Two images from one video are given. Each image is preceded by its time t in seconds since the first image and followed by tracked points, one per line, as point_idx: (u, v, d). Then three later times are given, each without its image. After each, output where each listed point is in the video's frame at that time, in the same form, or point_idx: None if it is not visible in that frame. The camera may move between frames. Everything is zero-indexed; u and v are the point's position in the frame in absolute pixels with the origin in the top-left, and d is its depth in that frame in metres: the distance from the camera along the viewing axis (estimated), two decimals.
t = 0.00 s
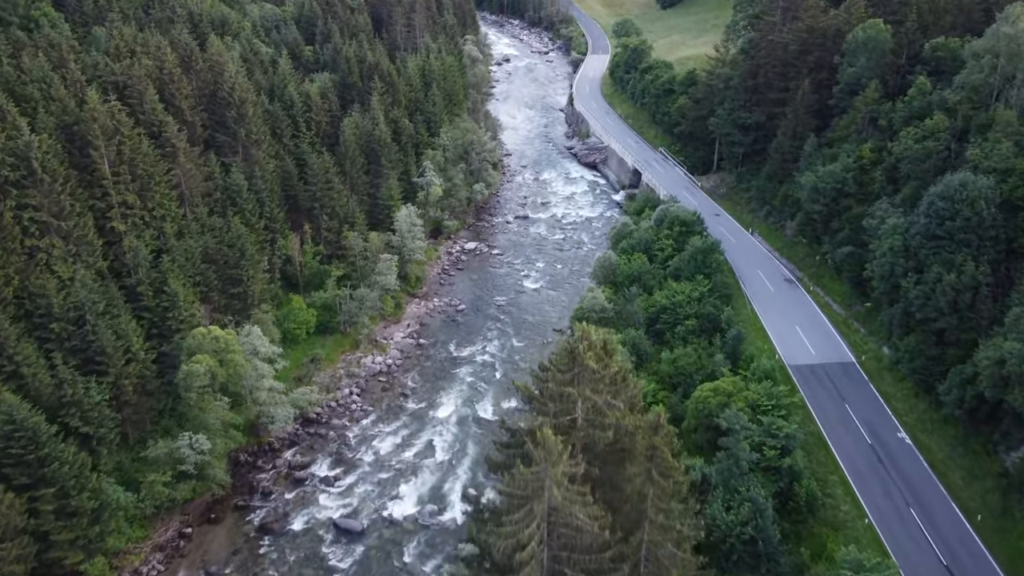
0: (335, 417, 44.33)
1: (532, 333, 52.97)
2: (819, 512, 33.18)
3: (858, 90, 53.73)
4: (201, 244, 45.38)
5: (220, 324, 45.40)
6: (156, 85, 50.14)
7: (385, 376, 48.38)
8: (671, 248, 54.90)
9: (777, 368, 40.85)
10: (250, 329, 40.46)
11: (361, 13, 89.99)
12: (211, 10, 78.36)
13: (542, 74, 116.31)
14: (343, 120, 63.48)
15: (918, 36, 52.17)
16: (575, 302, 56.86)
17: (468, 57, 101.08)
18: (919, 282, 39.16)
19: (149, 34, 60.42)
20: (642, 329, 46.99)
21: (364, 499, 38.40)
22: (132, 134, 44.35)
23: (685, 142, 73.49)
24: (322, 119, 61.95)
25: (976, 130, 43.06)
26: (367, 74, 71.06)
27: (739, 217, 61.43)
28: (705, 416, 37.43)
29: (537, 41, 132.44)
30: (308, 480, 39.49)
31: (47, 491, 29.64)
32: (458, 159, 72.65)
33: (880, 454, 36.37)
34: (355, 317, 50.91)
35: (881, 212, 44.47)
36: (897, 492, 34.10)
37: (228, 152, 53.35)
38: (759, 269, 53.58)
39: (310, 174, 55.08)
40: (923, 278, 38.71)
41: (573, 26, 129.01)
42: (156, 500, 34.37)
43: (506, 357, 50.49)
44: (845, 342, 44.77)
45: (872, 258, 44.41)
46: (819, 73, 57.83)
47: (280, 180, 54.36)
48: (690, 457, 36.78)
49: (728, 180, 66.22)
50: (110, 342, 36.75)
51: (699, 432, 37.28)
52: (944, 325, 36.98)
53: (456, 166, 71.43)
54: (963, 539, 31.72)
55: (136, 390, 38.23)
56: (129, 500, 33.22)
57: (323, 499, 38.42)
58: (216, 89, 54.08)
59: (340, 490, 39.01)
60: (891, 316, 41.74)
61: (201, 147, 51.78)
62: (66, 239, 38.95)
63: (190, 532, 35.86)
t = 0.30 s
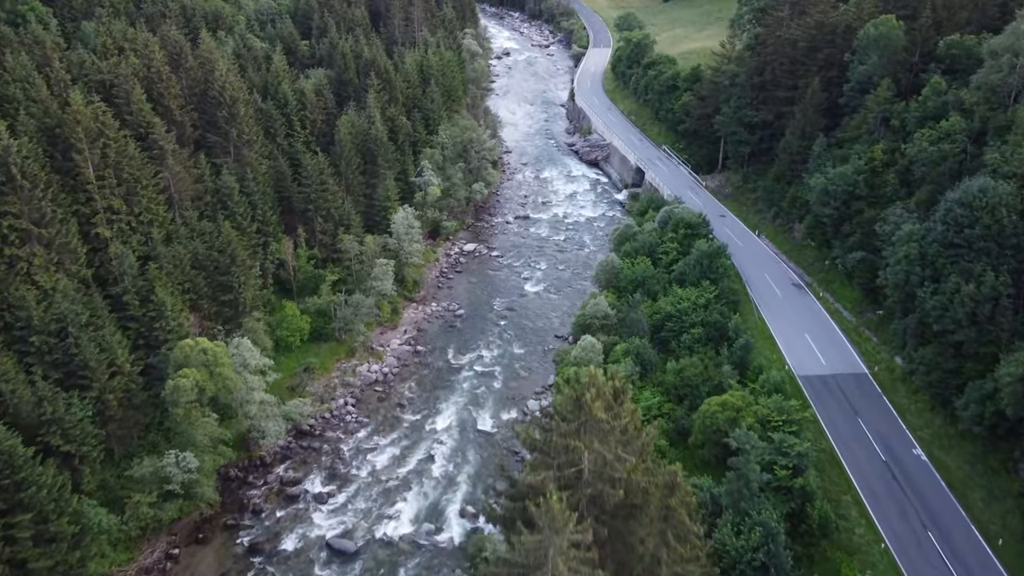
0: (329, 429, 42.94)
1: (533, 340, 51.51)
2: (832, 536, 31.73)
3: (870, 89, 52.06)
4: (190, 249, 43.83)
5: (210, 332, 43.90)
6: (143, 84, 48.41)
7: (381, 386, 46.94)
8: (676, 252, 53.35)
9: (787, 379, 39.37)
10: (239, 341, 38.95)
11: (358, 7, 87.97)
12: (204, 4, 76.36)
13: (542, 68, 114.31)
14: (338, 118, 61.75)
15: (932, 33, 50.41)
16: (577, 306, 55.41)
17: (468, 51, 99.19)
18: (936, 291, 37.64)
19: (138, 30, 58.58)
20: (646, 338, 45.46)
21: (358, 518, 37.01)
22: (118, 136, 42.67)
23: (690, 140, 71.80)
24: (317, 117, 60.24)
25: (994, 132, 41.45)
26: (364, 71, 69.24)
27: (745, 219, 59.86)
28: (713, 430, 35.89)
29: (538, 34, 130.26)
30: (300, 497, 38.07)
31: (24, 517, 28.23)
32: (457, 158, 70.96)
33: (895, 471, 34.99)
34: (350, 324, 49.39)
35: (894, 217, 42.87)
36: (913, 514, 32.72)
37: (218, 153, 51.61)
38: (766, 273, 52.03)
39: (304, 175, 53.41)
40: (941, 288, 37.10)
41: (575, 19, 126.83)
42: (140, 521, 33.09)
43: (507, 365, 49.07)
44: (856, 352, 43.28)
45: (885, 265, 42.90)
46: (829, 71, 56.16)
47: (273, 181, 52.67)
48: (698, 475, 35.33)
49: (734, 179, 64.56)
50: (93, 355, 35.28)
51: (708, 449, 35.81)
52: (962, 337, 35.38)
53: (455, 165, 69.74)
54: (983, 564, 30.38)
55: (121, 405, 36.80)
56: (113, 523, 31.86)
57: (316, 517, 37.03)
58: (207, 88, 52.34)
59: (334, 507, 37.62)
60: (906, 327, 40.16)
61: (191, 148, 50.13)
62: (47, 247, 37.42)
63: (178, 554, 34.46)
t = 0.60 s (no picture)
0: (323, 442, 41.58)
1: (534, 348, 50.10)
2: (847, 562, 30.32)
3: (882, 88, 50.39)
4: (179, 256, 42.28)
5: (199, 341, 42.41)
6: (130, 83, 46.69)
7: (378, 396, 45.55)
8: (681, 256, 51.80)
9: (797, 394, 37.93)
10: (227, 354, 37.46)
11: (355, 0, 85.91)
12: None
13: (543, 62, 112.36)
14: (333, 117, 60.04)
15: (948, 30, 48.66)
16: (579, 312, 53.92)
17: (467, 46, 97.22)
18: (953, 303, 36.13)
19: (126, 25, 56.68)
20: (651, 348, 43.99)
21: (352, 538, 35.65)
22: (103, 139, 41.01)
23: (694, 138, 70.15)
24: (312, 116, 58.53)
25: (1014, 136, 39.84)
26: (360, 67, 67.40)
27: (751, 222, 58.33)
28: (722, 448, 34.35)
29: (538, 27, 128.17)
30: (292, 516, 36.71)
31: None
32: (456, 156, 69.28)
33: (910, 491, 33.63)
34: (345, 331, 47.93)
35: (909, 223, 41.28)
36: (931, 537, 31.37)
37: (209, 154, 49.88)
38: (774, 278, 50.54)
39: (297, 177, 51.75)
40: (960, 300, 35.54)
41: (576, 12, 124.76)
42: (124, 545, 31.73)
43: (507, 373, 47.65)
44: (868, 363, 41.85)
45: (899, 273, 41.38)
46: (839, 68, 54.44)
47: (266, 184, 51.03)
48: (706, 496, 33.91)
49: (740, 180, 62.95)
50: (75, 369, 33.84)
51: (716, 467, 34.40)
52: (981, 352, 33.69)
53: (454, 163, 68.04)
54: None
55: (105, 420, 35.41)
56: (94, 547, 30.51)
57: (309, 537, 35.66)
58: (197, 86, 50.57)
59: (327, 526, 36.24)
60: (921, 338, 38.68)
61: (180, 149, 48.47)
62: (28, 256, 35.87)
63: None
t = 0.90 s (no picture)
0: (316, 458, 40.23)
1: (534, 356, 48.66)
2: None
3: (895, 88, 48.72)
4: (167, 265, 40.70)
5: (188, 353, 40.87)
6: (117, 83, 45.02)
7: (374, 408, 44.17)
8: (686, 261, 50.26)
9: (809, 410, 36.49)
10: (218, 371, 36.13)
11: None
12: None
13: (544, 57, 110.37)
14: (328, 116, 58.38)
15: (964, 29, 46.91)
16: (581, 318, 52.47)
17: (467, 40, 95.27)
18: (973, 317, 34.64)
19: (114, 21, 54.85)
20: (656, 359, 42.55)
21: (346, 560, 34.29)
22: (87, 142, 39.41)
23: (699, 137, 68.48)
24: (307, 115, 56.85)
25: None
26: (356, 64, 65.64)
27: (758, 225, 56.77)
28: (731, 468, 32.92)
29: (539, 20, 126.09)
30: (284, 537, 35.37)
31: None
32: (455, 155, 67.65)
33: (928, 514, 32.23)
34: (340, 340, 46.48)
35: (925, 231, 39.74)
36: (951, 564, 29.99)
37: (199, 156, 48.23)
38: (783, 285, 49.02)
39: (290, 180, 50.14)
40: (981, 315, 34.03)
41: (577, 5, 122.65)
42: (107, 572, 30.19)
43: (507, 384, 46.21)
44: (881, 376, 40.39)
45: (914, 283, 39.87)
46: (851, 67, 52.70)
47: (258, 187, 49.44)
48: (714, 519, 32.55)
49: (746, 180, 61.33)
50: (56, 386, 32.39)
51: (725, 488, 33.01)
52: (1003, 369, 32.12)
53: (453, 163, 66.41)
54: None
55: (88, 438, 33.99)
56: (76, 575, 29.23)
57: (301, 559, 34.32)
58: (186, 86, 48.88)
59: (320, 548, 34.88)
60: (938, 352, 37.18)
61: (169, 152, 46.84)
62: (7, 267, 34.17)
63: None
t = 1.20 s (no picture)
0: (309, 475, 38.88)
1: (535, 367, 47.21)
2: None
3: (909, 90, 47.06)
4: (155, 274, 39.05)
5: (176, 367, 39.41)
6: (102, 85, 43.37)
7: (369, 422, 42.75)
8: (692, 268, 48.74)
9: (821, 429, 35.07)
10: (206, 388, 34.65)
11: None
12: None
13: (545, 51, 108.47)
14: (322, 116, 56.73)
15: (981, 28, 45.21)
16: (583, 327, 51.02)
17: (466, 35, 93.37)
18: (994, 334, 33.12)
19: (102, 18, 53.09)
20: (661, 372, 41.09)
21: None
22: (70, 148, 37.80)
23: (704, 136, 66.79)
24: (301, 115, 55.21)
25: None
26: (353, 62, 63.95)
27: (765, 229, 55.18)
28: (740, 491, 31.50)
29: (540, 14, 124.14)
30: (274, 561, 34.03)
31: None
32: (455, 156, 66.05)
33: (947, 541, 30.83)
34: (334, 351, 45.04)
35: (942, 241, 38.18)
36: None
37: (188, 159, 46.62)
38: (791, 293, 47.49)
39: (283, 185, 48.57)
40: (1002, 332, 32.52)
41: None
42: None
43: (507, 396, 44.77)
44: (895, 391, 38.91)
45: (931, 295, 38.32)
46: (862, 67, 51.05)
47: (250, 191, 47.89)
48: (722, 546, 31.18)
49: (753, 182, 59.70)
50: (36, 408, 30.88)
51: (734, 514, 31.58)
52: None
53: (452, 163, 64.79)
54: None
55: (70, 457, 32.59)
56: None
57: None
58: (176, 87, 47.23)
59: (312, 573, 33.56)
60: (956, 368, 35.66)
61: (157, 156, 45.23)
62: None
63: None
